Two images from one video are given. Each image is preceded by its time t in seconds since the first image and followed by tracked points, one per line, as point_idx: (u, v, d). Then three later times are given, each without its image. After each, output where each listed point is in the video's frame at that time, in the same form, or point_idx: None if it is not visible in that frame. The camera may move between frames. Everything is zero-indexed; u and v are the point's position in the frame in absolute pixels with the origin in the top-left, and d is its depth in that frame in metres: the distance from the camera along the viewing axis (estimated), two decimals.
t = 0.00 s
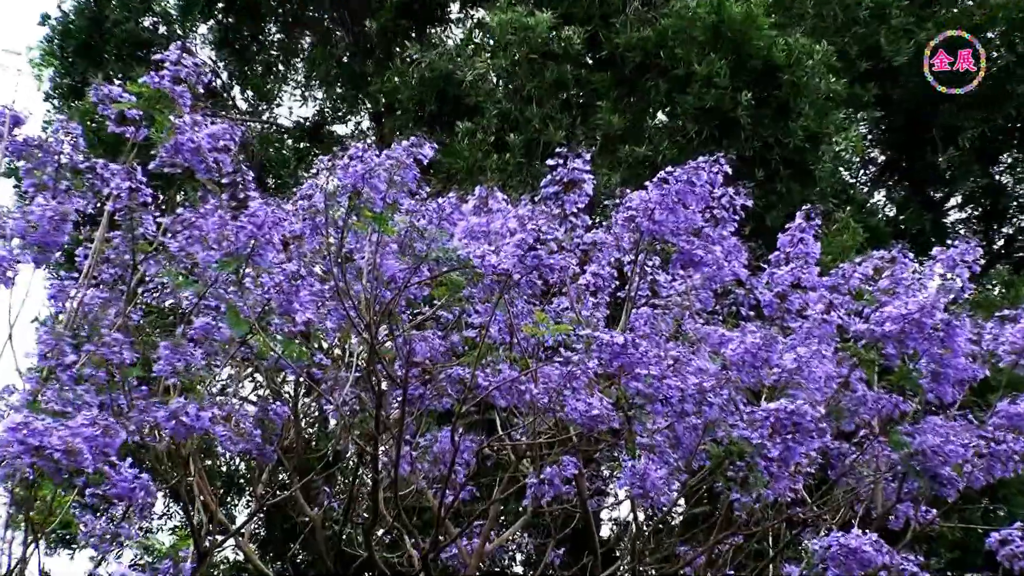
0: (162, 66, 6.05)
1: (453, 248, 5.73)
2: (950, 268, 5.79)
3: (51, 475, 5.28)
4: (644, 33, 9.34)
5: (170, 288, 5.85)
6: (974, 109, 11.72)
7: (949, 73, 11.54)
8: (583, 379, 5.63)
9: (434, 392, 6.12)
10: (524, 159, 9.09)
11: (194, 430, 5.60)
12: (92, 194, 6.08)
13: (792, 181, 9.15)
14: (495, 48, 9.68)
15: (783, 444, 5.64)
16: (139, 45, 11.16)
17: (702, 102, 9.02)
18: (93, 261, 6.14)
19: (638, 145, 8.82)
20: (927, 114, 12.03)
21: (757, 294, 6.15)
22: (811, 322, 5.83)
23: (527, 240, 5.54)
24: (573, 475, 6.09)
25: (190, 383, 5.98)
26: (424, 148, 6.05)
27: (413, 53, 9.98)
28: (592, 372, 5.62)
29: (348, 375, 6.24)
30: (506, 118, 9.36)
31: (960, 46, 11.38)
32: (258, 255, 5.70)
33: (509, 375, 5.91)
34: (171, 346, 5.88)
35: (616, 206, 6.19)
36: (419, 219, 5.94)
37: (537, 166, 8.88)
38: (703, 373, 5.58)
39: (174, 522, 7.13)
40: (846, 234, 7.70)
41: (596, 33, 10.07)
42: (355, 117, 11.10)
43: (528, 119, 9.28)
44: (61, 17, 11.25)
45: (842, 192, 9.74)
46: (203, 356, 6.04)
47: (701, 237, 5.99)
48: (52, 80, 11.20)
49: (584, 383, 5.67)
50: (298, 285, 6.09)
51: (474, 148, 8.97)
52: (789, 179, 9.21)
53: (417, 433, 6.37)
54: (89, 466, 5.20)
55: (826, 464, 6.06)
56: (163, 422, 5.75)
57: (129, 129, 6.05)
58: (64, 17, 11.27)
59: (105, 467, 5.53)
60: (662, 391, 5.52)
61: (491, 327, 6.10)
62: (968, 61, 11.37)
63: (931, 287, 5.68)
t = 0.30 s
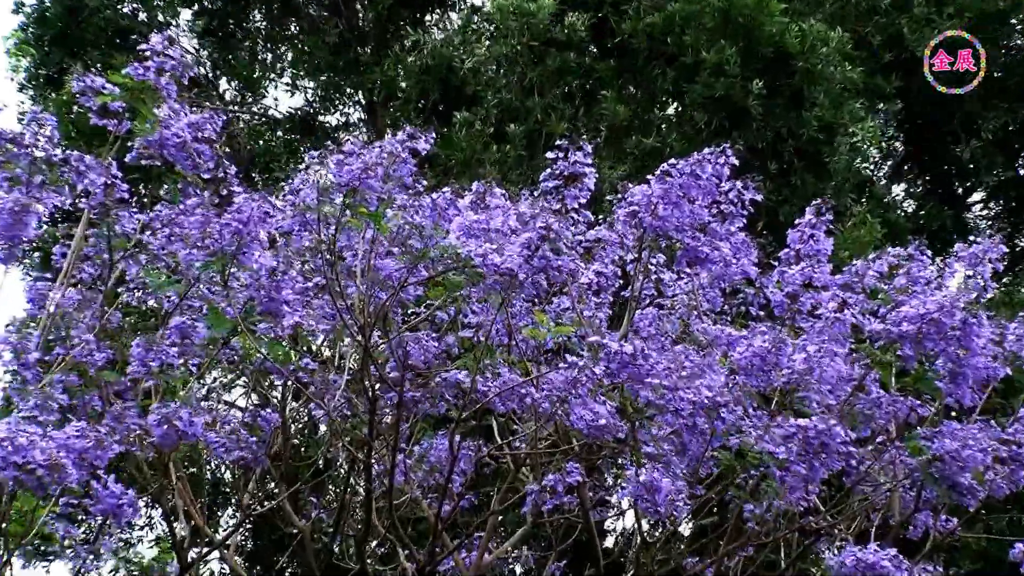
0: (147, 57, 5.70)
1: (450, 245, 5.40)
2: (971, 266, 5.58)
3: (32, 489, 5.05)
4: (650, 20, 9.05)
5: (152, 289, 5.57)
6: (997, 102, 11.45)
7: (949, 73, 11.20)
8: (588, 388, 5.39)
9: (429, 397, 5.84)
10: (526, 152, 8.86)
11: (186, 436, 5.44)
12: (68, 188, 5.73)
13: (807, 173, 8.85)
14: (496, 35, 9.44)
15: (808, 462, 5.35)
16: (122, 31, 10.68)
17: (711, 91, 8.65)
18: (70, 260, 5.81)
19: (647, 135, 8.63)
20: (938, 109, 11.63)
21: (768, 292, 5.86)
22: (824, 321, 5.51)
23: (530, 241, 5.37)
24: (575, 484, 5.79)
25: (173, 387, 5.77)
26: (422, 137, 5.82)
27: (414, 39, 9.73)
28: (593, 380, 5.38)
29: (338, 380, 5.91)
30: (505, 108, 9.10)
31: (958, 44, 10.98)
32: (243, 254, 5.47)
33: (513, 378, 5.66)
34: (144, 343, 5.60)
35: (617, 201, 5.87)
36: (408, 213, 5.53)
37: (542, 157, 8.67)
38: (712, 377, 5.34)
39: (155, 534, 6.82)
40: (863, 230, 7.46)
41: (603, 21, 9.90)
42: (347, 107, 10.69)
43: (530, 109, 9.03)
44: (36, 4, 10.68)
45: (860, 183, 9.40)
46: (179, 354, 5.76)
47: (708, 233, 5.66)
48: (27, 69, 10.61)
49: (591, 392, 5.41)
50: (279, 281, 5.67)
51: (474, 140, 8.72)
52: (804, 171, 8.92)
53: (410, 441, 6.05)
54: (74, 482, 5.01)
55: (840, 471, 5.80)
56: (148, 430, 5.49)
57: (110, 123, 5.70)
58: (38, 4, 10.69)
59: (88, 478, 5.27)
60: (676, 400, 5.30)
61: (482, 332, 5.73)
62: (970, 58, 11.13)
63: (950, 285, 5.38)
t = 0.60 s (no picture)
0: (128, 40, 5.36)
1: (452, 238, 5.13)
2: (995, 260, 5.37)
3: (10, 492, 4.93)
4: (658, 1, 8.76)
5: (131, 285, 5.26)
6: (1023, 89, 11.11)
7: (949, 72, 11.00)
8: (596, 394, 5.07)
9: (425, 400, 5.56)
10: (527, 139, 8.56)
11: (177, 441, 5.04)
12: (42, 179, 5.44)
13: (822, 163, 8.48)
14: (495, 17, 9.19)
15: (826, 475, 5.05)
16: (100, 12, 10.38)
17: (722, 75, 8.44)
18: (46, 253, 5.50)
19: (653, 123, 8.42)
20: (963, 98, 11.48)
21: (782, 288, 5.67)
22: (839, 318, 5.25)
23: (545, 238, 4.98)
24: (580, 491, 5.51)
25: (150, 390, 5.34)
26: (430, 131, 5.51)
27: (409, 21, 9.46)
28: (601, 385, 5.07)
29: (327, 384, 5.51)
30: (505, 94, 8.90)
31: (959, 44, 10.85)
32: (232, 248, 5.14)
33: (514, 381, 5.39)
34: (124, 346, 5.52)
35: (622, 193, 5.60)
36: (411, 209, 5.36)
37: (543, 145, 8.43)
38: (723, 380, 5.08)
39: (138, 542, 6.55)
40: (885, 223, 7.24)
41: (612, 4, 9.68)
42: (338, 91, 10.47)
43: (532, 94, 8.79)
44: None
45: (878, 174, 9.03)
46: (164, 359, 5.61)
47: (718, 227, 5.33)
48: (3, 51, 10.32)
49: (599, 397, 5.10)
50: (264, 275, 5.43)
51: (472, 127, 8.47)
52: (820, 161, 8.55)
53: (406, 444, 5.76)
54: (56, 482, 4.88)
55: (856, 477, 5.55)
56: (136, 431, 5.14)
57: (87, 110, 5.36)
58: None
59: (68, 482, 5.07)
60: (687, 408, 5.14)
61: (479, 331, 5.52)
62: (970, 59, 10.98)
63: (972, 283, 5.11)
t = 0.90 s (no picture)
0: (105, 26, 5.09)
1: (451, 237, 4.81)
2: None
3: None
4: None
5: (114, 286, 4.92)
6: None
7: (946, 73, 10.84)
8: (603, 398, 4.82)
9: (424, 405, 5.30)
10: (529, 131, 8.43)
11: (159, 451, 4.78)
12: (20, 172, 5.16)
13: (841, 157, 8.28)
14: (494, 3, 8.95)
15: (837, 476, 4.88)
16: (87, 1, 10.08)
17: (737, 64, 8.30)
18: (24, 250, 5.21)
19: (662, 115, 8.21)
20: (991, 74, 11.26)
21: (799, 287, 5.41)
22: (858, 322, 5.01)
23: (547, 233, 4.78)
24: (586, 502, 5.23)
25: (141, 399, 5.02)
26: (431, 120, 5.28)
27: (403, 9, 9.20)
28: (607, 386, 4.79)
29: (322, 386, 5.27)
30: (506, 83, 8.70)
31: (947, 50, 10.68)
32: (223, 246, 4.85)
33: (518, 385, 5.11)
34: (116, 355, 4.98)
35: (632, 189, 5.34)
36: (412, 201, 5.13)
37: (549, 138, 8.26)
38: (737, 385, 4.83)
39: (123, 553, 6.27)
40: (914, 221, 7.14)
41: None
42: (331, 81, 9.98)
43: (534, 84, 8.60)
44: None
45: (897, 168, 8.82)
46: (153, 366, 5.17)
47: (733, 224, 5.12)
48: None
49: (606, 400, 4.84)
50: (257, 275, 5.10)
51: (473, 119, 8.19)
52: (838, 155, 8.35)
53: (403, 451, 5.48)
54: (34, 489, 4.62)
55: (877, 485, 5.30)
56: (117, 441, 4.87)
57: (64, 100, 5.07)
58: None
59: (47, 493, 4.80)
60: (697, 410, 4.84)
61: (482, 331, 5.25)
62: (958, 61, 10.72)
63: (1000, 283, 4.86)
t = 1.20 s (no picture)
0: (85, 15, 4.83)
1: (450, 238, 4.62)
2: None
3: None
4: None
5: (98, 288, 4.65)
6: None
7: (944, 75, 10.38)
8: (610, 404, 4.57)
9: (424, 416, 5.00)
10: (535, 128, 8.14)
11: (132, 457, 4.46)
12: None
13: (863, 156, 8.12)
14: None
15: (858, 485, 4.60)
16: None
17: (752, 57, 8.11)
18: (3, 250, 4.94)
19: (673, 112, 8.01)
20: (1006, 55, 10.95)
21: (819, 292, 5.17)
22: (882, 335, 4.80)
23: (542, 228, 4.46)
24: (593, 517, 4.96)
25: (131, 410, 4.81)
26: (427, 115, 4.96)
27: None
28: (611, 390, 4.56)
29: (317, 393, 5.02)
30: (510, 78, 8.47)
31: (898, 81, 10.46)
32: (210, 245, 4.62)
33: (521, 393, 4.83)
34: (113, 371, 4.73)
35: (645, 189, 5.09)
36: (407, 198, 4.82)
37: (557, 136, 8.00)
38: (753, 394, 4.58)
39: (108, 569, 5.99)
40: (946, 225, 6.97)
41: None
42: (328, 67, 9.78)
43: (540, 79, 8.38)
44: None
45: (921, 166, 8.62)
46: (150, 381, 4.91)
47: (752, 226, 4.83)
48: None
49: (608, 404, 4.56)
50: (253, 281, 4.81)
51: (474, 115, 7.96)
52: (860, 153, 8.20)
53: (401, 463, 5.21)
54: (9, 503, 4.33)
55: (900, 500, 5.03)
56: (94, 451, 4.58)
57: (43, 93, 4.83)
58: None
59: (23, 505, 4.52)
60: (708, 417, 4.57)
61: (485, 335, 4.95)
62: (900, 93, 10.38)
63: None
